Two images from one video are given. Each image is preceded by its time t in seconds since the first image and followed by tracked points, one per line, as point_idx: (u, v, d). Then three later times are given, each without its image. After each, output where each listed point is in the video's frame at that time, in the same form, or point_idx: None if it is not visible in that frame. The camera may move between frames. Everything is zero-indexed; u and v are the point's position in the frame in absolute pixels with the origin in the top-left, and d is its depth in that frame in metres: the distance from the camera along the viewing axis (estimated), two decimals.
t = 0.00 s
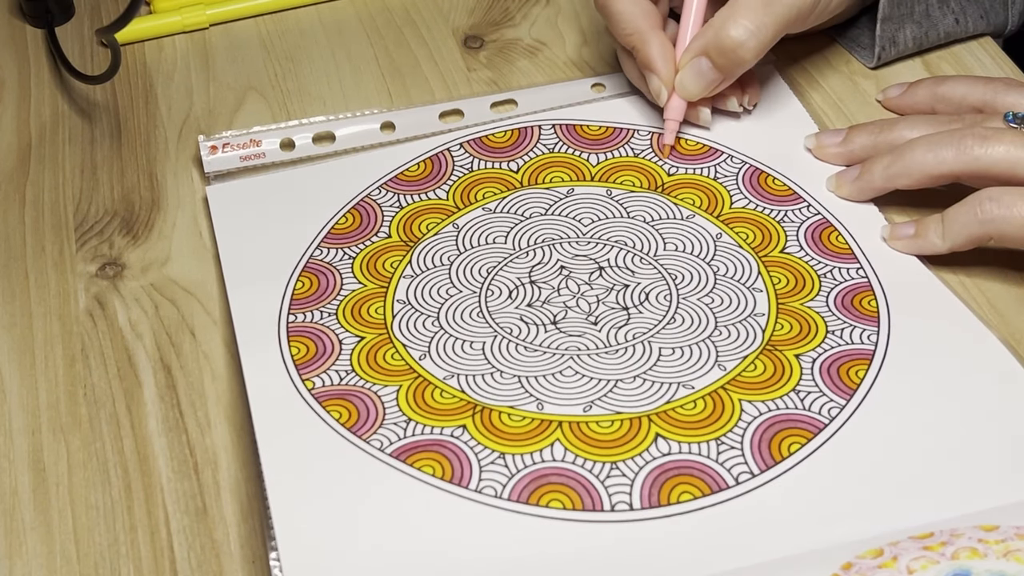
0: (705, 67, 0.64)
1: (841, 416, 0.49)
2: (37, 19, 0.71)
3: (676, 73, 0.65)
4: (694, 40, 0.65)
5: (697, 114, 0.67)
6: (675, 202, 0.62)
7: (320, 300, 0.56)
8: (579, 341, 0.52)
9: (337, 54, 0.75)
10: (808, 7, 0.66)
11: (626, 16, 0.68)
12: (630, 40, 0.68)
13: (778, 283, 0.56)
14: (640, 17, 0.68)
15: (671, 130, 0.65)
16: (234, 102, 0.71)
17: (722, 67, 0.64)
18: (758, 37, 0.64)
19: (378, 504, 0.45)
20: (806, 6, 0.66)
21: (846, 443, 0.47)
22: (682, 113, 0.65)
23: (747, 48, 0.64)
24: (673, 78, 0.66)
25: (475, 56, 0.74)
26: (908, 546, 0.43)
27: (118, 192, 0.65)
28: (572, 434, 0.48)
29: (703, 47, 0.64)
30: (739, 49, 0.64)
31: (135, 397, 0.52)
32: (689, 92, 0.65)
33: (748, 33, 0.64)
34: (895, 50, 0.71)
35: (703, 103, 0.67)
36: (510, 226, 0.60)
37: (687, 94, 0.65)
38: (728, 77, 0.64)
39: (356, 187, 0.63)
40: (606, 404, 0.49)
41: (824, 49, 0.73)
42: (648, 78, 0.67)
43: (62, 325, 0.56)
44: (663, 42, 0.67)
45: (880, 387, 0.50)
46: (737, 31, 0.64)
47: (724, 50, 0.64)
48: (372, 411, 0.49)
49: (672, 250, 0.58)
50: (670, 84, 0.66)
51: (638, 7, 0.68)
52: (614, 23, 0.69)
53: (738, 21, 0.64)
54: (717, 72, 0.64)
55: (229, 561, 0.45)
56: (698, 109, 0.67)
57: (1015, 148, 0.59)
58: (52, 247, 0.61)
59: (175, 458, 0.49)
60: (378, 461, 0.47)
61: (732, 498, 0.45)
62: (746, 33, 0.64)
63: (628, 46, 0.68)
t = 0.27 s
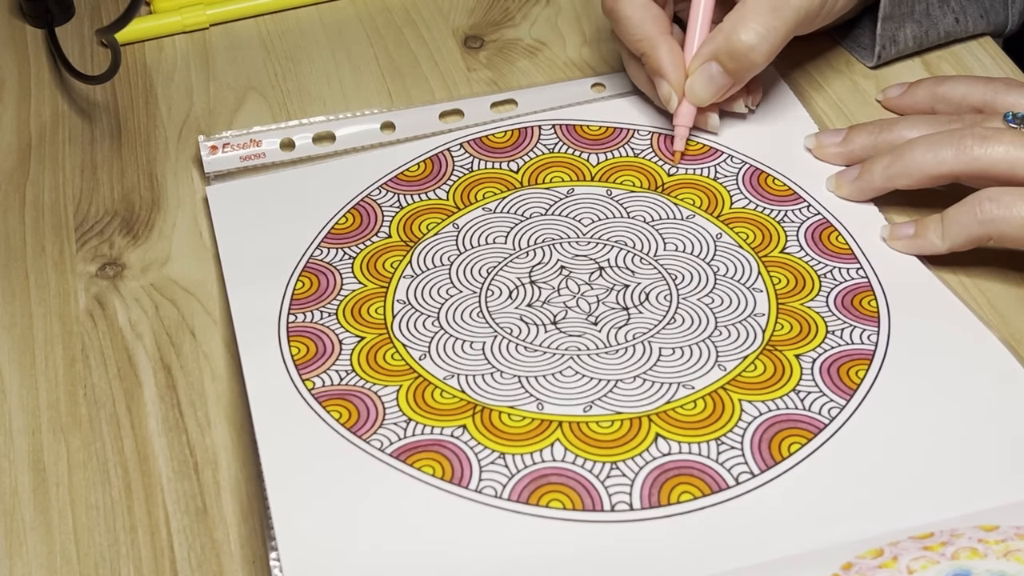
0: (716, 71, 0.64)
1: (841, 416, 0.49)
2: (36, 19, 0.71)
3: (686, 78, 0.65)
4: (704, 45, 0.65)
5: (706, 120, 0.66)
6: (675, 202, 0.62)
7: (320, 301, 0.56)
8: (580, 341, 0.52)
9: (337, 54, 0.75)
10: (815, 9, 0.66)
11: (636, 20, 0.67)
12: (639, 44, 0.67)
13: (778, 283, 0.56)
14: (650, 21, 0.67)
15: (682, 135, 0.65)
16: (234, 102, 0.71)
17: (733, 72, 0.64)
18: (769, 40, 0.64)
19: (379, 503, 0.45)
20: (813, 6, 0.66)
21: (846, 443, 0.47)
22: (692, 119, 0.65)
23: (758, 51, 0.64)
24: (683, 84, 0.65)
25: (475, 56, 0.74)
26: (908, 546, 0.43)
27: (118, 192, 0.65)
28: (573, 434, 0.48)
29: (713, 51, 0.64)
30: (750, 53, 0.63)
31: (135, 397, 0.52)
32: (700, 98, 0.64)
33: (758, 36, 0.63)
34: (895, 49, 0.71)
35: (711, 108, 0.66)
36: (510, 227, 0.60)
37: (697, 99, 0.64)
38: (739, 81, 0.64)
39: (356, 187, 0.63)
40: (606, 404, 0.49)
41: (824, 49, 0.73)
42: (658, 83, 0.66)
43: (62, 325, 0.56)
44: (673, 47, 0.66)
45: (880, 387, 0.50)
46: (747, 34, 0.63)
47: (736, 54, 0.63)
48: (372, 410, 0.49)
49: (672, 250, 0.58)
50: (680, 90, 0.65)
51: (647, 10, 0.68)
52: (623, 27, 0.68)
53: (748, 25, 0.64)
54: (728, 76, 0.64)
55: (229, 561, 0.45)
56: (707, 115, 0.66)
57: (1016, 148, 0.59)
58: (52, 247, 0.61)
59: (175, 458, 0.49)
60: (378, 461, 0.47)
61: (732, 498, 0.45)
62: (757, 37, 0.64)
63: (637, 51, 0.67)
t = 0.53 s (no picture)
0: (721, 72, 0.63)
1: (841, 416, 0.49)
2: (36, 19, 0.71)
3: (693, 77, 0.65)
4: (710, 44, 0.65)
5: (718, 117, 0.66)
6: (675, 202, 0.62)
7: (319, 300, 0.56)
8: (579, 341, 0.52)
9: (337, 54, 0.75)
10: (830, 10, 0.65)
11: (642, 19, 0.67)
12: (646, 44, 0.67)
13: (778, 283, 0.56)
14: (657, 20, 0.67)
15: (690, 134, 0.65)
16: (234, 102, 0.71)
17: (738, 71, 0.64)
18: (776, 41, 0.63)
19: (379, 503, 0.45)
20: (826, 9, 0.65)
21: (846, 443, 0.47)
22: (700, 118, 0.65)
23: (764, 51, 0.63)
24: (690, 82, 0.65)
25: (475, 56, 0.74)
26: (908, 546, 0.43)
27: (118, 192, 0.65)
28: (573, 434, 0.48)
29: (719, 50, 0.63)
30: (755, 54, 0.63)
31: (135, 397, 0.52)
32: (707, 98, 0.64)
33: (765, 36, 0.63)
34: (894, 29, 0.71)
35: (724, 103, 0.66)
36: (510, 227, 0.60)
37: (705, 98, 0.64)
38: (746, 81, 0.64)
39: (356, 187, 0.63)
40: (606, 404, 0.49)
41: (824, 49, 0.73)
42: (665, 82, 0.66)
43: (62, 325, 0.56)
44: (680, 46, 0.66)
45: (880, 387, 0.50)
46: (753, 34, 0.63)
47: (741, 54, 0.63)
48: (372, 410, 0.49)
49: (672, 250, 0.58)
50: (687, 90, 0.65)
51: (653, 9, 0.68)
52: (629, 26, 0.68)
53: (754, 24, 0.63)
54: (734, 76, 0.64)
55: (229, 560, 0.45)
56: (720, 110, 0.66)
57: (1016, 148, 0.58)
58: (52, 247, 0.61)
59: (175, 458, 0.49)
60: (378, 461, 0.47)
61: (732, 498, 0.45)
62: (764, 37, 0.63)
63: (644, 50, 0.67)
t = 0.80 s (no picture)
0: (725, 75, 0.63)
1: (841, 416, 0.49)
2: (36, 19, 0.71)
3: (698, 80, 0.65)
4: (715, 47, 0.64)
5: (729, 115, 0.66)
6: (675, 202, 0.62)
7: (319, 300, 0.56)
8: (579, 341, 0.52)
9: (337, 54, 0.75)
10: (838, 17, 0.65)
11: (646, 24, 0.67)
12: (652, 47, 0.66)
13: (778, 283, 0.56)
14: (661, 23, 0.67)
15: (696, 139, 0.65)
16: (234, 102, 0.71)
17: (742, 75, 0.63)
18: (780, 46, 0.63)
19: (379, 502, 0.45)
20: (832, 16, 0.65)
21: (845, 443, 0.47)
22: (706, 121, 0.65)
23: (767, 55, 0.62)
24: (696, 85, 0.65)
25: (475, 56, 0.74)
26: (908, 546, 0.43)
27: (118, 192, 0.65)
28: (572, 434, 0.48)
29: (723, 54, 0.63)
30: (758, 58, 0.62)
31: (135, 397, 0.52)
32: (712, 101, 0.64)
33: (769, 41, 0.62)
34: (910, 56, 0.71)
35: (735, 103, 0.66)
36: (510, 227, 0.60)
37: (709, 102, 0.64)
38: (750, 84, 0.63)
39: (355, 187, 0.63)
40: (606, 404, 0.49)
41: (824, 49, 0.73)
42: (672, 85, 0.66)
43: (62, 325, 0.56)
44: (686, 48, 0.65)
45: (880, 387, 0.50)
46: (757, 39, 0.62)
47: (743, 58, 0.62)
48: (372, 410, 0.50)
49: (672, 250, 0.58)
50: (693, 92, 0.65)
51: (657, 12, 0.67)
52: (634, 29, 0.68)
53: (759, 29, 0.62)
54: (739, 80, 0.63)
55: (229, 560, 0.45)
56: (731, 110, 0.66)
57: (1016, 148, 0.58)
58: (52, 247, 0.61)
59: (175, 458, 0.49)
60: (378, 461, 0.47)
61: (732, 499, 0.45)
62: (768, 41, 0.62)
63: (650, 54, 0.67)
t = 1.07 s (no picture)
0: (735, 70, 0.63)
1: (841, 416, 0.49)
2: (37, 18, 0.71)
3: (711, 76, 0.65)
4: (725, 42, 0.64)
5: (745, 111, 0.66)
6: (674, 202, 0.62)
7: (319, 300, 0.56)
8: (579, 341, 0.52)
9: (337, 54, 0.75)
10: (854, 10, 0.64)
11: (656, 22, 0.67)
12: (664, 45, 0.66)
13: (778, 283, 0.56)
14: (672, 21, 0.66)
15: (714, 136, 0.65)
16: (234, 102, 0.71)
17: (751, 70, 0.63)
18: (786, 40, 0.62)
19: (378, 502, 0.45)
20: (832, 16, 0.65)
21: (845, 443, 0.47)
22: (722, 117, 0.65)
23: (773, 51, 0.61)
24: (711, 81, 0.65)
25: (475, 56, 0.74)
26: (908, 546, 0.43)
27: (118, 192, 0.65)
28: (573, 434, 0.48)
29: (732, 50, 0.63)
30: (765, 53, 0.61)
31: (135, 397, 0.52)
32: (727, 96, 0.64)
33: (776, 37, 0.61)
34: (910, 53, 0.71)
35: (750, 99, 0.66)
36: (510, 227, 0.60)
37: (725, 99, 0.64)
38: (762, 77, 0.63)
39: (355, 187, 0.63)
40: (606, 404, 0.49)
41: (824, 49, 0.73)
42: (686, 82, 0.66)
43: (62, 325, 0.56)
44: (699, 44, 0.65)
45: (880, 387, 0.50)
46: (763, 34, 0.61)
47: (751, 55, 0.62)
48: (372, 410, 0.50)
49: (672, 250, 0.58)
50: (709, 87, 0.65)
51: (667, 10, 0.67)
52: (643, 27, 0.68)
53: (764, 24, 0.61)
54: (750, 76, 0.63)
55: (229, 561, 0.45)
56: (746, 107, 0.66)
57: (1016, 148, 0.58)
58: (52, 247, 0.61)
59: (175, 458, 0.49)
60: (378, 461, 0.47)
61: (732, 499, 0.45)
62: (774, 36, 0.61)
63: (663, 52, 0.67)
